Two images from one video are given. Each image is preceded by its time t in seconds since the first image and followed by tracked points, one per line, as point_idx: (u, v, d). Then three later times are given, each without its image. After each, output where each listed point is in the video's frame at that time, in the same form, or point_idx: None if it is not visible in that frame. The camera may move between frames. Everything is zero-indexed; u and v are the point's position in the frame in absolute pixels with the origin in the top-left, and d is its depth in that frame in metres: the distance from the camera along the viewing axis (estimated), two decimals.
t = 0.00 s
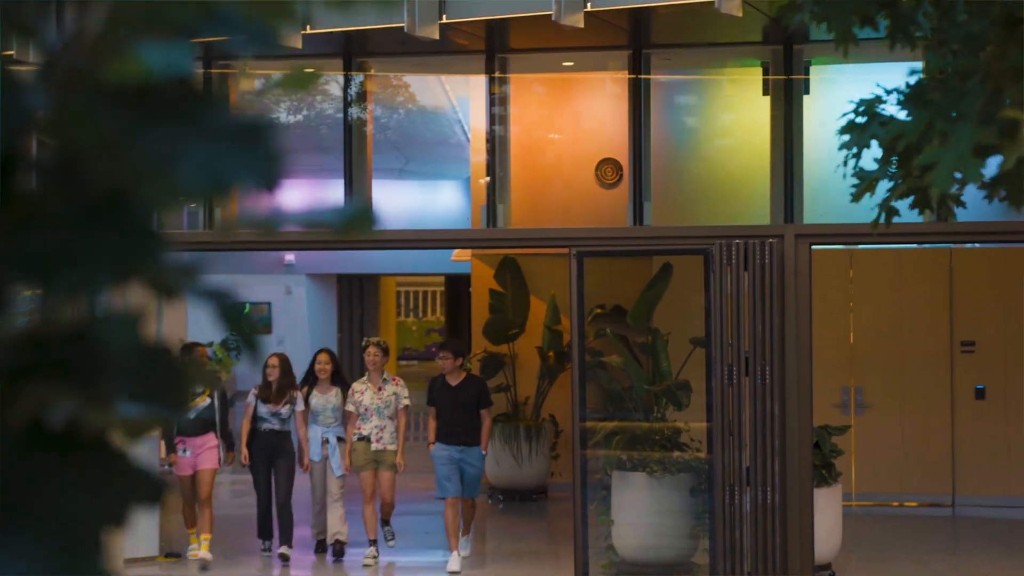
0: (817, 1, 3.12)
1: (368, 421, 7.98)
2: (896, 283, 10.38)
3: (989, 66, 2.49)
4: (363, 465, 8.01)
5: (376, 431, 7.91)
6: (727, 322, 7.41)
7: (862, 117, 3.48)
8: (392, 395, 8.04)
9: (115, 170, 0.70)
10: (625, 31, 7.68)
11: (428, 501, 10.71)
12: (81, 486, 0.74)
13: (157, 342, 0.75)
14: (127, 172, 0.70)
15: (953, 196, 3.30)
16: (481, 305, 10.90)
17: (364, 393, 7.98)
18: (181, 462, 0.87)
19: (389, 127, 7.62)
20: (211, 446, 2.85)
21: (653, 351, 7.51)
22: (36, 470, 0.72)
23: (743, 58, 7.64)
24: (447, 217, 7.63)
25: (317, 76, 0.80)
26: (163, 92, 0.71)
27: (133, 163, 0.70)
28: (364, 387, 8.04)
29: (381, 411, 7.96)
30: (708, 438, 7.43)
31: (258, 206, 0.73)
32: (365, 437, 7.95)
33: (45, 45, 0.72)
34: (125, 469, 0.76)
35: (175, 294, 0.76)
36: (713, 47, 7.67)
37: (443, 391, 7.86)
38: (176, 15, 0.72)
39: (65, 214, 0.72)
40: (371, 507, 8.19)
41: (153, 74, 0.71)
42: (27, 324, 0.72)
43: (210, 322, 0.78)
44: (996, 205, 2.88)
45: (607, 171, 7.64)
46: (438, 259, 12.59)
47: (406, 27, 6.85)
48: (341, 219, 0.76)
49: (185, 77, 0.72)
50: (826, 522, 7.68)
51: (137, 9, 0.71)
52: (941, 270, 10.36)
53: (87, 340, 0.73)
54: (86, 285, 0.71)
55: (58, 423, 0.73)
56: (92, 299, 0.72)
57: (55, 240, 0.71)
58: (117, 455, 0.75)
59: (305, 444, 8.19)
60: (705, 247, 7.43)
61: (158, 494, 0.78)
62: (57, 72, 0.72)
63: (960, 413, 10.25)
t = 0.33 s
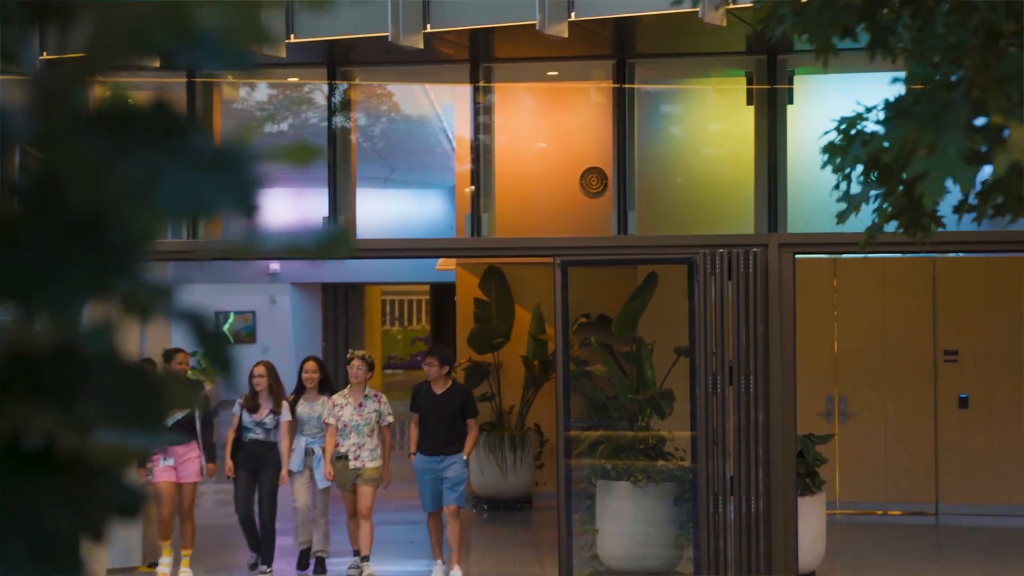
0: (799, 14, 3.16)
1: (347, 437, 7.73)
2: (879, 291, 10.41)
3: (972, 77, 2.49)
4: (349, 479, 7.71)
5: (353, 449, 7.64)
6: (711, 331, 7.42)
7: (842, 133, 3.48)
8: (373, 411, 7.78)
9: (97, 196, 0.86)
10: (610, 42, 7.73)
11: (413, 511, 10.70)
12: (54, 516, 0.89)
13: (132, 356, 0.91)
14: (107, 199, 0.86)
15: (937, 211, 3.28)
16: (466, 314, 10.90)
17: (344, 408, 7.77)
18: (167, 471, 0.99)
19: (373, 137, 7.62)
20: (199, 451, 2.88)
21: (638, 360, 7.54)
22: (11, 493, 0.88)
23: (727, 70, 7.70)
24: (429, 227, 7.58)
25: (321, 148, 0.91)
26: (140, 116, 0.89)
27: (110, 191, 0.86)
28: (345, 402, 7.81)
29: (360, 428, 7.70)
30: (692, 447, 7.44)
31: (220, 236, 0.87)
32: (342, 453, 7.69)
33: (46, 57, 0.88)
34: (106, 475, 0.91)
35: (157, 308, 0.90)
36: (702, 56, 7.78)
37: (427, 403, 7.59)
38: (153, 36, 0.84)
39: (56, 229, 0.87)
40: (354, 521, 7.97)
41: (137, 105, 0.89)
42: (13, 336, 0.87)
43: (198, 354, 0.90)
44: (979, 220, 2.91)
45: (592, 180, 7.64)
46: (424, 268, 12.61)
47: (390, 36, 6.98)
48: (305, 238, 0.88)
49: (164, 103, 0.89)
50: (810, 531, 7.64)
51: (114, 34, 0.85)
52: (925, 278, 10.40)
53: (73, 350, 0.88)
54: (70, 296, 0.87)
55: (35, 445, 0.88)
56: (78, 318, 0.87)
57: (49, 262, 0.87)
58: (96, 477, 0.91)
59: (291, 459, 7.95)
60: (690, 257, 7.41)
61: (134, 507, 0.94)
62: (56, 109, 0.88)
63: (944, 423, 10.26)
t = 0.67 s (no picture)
0: (781, 26, 3.17)
1: (332, 449, 7.57)
2: (860, 301, 10.48)
3: (952, 91, 2.45)
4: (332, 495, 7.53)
5: (342, 459, 7.49)
6: (694, 340, 7.43)
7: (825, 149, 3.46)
8: (357, 421, 7.65)
9: (79, 202, 0.76)
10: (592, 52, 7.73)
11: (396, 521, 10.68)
12: (42, 520, 0.79)
13: (115, 370, 0.83)
14: (89, 202, 0.75)
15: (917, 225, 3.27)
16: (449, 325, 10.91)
17: (328, 418, 7.60)
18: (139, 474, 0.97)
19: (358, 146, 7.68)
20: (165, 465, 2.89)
21: (621, 370, 7.57)
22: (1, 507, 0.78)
23: (707, 79, 7.79)
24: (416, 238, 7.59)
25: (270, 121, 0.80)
26: (127, 130, 0.78)
27: (96, 198, 0.75)
28: (329, 412, 7.67)
29: (346, 438, 7.56)
30: (675, 457, 7.44)
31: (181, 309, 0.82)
32: (329, 465, 7.52)
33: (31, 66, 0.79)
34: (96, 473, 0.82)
35: (144, 327, 0.83)
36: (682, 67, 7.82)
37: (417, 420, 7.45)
38: (140, 54, 0.77)
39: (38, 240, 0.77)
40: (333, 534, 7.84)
41: (123, 119, 0.78)
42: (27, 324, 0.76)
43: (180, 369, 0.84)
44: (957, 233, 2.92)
45: (576, 191, 7.65)
46: (406, 279, 12.60)
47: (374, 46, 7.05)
48: (280, 251, 0.79)
49: (152, 115, 0.79)
50: (792, 541, 7.69)
51: (101, 53, 0.76)
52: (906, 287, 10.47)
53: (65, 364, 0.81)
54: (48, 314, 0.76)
55: (21, 455, 0.79)
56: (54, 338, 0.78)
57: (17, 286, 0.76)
58: (77, 489, 0.82)
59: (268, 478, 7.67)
60: (671, 267, 7.43)
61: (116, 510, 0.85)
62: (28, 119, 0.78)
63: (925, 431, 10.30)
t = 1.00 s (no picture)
0: (764, 40, 3.18)
1: (312, 469, 7.31)
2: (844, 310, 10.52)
3: (936, 105, 2.41)
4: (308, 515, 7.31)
5: (321, 482, 7.24)
6: (678, 350, 7.42)
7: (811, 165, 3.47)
8: (338, 441, 7.36)
9: (56, 202, 0.76)
10: (576, 63, 7.74)
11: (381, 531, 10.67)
12: (24, 513, 0.76)
13: (96, 363, 0.79)
14: (68, 204, 0.76)
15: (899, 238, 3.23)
16: (434, 335, 10.91)
17: (308, 438, 7.31)
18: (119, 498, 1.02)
19: (341, 155, 7.66)
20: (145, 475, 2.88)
21: (605, 380, 7.62)
22: None
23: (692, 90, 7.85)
24: (401, 244, 7.63)
25: (250, 138, 0.82)
26: (100, 135, 0.78)
27: (70, 201, 0.76)
28: (309, 432, 7.36)
29: (327, 460, 7.29)
30: (660, 467, 7.43)
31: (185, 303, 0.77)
32: (307, 486, 7.28)
33: None
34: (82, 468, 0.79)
35: (124, 327, 0.82)
36: (669, 78, 7.89)
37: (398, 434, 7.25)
38: (115, 59, 0.78)
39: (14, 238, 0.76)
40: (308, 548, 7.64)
41: (87, 118, 0.78)
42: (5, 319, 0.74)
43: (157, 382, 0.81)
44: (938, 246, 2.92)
45: (560, 201, 7.66)
46: (391, 289, 12.60)
47: (358, 56, 7.11)
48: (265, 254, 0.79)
49: (127, 113, 0.79)
50: (776, 551, 7.71)
51: (69, 53, 0.77)
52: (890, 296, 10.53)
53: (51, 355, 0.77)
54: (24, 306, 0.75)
55: None
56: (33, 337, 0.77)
57: None
58: (57, 490, 0.78)
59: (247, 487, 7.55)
60: (656, 276, 7.44)
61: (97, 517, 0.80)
62: None
63: (909, 441, 10.30)
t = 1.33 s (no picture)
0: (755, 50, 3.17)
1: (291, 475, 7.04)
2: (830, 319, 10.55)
3: (930, 114, 2.37)
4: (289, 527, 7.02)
5: (299, 487, 6.94)
6: (665, 361, 7.45)
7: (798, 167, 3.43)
8: (319, 446, 7.10)
9: (56, 188, 0.68)
10: (563, 72, 7.75)
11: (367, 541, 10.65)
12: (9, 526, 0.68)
13: (91, 371, 0.70)
14: (55, 206, 0.68)
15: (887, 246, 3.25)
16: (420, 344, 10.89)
17: (288, 443, 7.06)
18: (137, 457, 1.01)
19: (329, 165, 7.69)
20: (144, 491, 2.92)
21: (592, 390, 7.63)
22: None
23: (678, 101, 7.90)
24: (388, 254, 7.63)
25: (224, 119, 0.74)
26: (90, 131, 0.70)
27: (59, 199, 0.68)
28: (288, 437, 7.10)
29: (306, 465, 7.01)
30: (647, 476, 7.42)
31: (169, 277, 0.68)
32: (286, 494, 6.98)
33: None
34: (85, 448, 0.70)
35: (116, 338, 0.72)
36: (654, 88, 7.95)
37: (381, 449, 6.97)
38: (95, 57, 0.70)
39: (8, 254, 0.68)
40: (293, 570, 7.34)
41: (79, 120, 0.70)
42: None
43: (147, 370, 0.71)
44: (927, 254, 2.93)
45: (546, 212, 7.69)
46: (375, 299, 12.59)
47: (345, 67, 7.10)
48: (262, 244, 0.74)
49: (117, 115, 0.70)
50: (764, 560, 7.74)
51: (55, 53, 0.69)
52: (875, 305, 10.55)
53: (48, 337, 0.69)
54: (12, 313, 0.68)
55: None
56: (23, 334, 0.69)
57: None
58: (47, 509, 0.70)
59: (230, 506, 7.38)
60: (642, 286, 7.46)
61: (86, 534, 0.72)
62: None
63: (893, 450, 10.34)
